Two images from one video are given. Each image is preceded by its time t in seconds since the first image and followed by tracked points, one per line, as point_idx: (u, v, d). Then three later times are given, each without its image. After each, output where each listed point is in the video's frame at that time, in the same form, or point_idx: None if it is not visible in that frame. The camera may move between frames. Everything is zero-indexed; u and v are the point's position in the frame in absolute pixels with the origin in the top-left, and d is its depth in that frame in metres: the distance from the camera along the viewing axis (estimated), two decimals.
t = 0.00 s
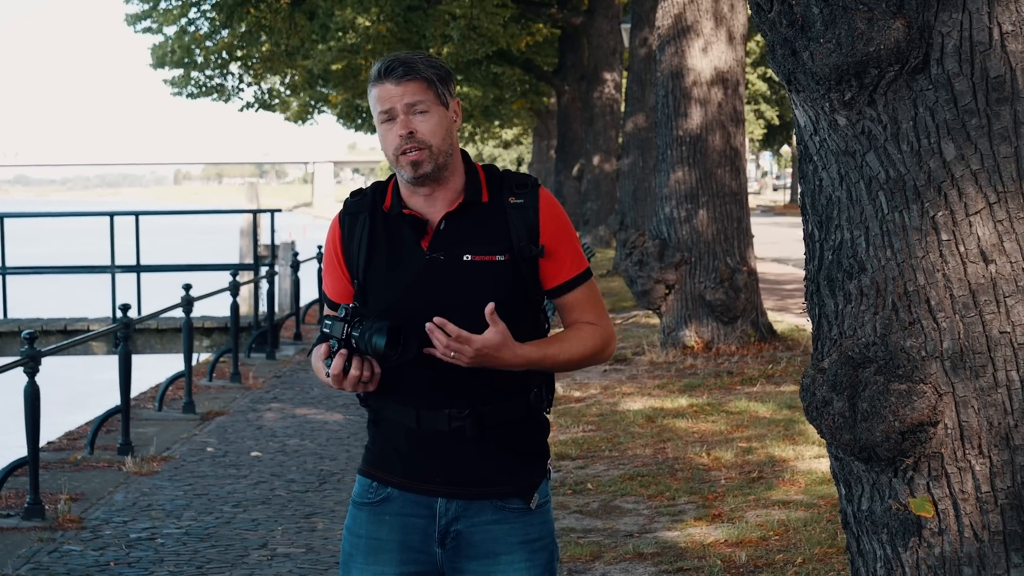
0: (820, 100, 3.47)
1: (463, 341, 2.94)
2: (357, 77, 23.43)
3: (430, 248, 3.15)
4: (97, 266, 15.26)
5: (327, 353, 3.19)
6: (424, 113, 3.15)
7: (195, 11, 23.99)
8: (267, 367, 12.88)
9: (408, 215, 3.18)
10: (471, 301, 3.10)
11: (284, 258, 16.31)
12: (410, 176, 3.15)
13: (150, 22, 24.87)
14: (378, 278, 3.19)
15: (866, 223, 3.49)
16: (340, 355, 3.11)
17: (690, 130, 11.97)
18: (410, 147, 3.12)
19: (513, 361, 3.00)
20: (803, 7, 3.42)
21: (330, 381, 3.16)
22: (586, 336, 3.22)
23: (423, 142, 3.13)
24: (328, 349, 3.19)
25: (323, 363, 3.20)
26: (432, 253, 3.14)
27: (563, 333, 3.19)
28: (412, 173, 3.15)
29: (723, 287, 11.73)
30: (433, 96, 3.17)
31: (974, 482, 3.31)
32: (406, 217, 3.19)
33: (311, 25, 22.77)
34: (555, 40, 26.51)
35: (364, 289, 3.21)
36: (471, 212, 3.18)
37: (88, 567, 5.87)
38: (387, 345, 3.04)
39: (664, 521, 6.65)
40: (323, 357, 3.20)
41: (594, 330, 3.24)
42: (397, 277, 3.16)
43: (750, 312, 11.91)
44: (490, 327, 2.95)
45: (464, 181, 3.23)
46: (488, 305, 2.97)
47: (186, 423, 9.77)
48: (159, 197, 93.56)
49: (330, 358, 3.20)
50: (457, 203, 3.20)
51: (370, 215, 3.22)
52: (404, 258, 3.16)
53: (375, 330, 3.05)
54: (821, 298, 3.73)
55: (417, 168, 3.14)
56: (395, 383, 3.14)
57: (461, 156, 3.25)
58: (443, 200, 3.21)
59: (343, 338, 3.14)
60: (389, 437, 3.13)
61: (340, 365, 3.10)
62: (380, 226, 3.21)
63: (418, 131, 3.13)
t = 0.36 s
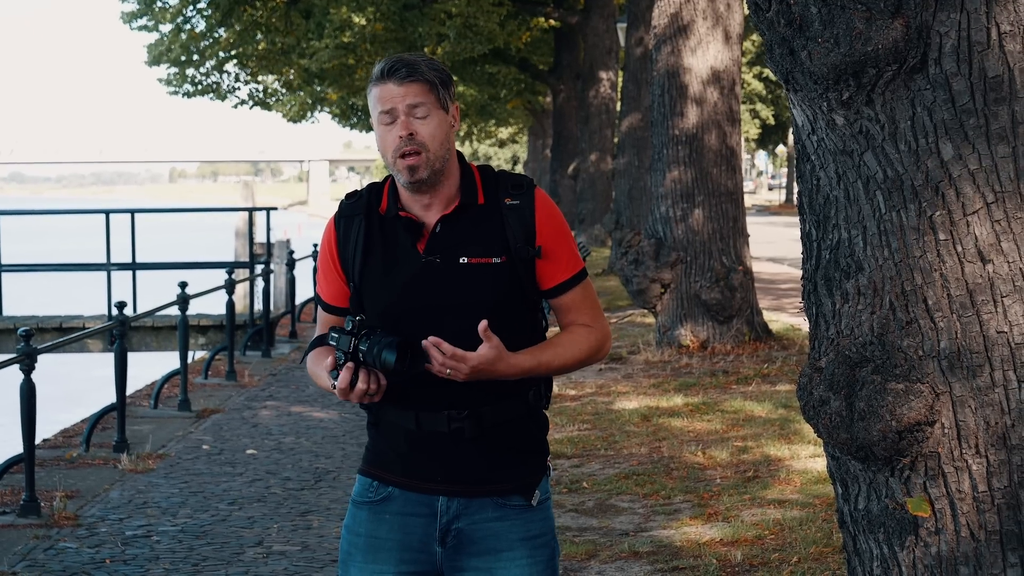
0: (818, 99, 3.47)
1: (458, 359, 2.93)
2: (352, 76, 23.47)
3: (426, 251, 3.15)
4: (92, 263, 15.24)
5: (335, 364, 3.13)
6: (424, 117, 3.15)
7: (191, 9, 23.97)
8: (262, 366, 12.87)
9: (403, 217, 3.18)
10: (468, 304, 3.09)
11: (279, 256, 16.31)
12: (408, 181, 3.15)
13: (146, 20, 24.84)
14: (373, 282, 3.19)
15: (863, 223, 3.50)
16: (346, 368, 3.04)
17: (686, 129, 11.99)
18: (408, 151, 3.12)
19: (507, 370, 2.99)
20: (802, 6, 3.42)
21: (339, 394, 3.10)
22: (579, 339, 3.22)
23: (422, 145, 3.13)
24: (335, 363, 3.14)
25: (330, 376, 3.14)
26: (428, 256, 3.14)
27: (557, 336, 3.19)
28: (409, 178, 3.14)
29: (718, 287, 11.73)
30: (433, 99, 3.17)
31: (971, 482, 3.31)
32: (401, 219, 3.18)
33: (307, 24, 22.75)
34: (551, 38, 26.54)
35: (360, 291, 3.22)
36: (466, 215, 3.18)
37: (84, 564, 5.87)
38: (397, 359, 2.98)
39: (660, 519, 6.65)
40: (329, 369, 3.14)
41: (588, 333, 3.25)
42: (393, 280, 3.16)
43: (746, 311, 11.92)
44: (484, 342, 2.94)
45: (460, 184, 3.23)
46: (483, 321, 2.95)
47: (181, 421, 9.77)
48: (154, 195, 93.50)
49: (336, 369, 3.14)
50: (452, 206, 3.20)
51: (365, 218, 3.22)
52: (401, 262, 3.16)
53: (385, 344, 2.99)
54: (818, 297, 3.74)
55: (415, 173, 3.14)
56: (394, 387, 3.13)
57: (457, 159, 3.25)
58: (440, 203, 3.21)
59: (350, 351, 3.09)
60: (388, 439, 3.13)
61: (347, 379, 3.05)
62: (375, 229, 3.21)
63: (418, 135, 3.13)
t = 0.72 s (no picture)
0: (816, 98, 3.47)
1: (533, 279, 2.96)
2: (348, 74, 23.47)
3: (429, 239, 3.14)
4: (88, 262, 15.23)
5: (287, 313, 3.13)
6: (446, 103, 3.18)
7: (188, 8, 23.96)
8: (258, 364, 12.86)
9: (407, 206, 3.17)
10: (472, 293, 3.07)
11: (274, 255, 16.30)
12: (421, 164, 3.16)
13: (142, 19, 24.83)
14: (373, 272, 3.15)
15: (861, 222, 3.50)
16: (295, 320, 3.06)
17: (682, 128, 11.96)
18: (427, 132, 3.14)
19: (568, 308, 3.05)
20: (800, 6, 3.41)
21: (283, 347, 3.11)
22: (619, 301, 3.19)
23: (441, 129, 3.14)
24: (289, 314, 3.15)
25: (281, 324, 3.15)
26: (432, 245, 3.13)
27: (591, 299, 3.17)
28: (423, 162, 3.15)
29: (714, 286, 11.75)
30: (454, 88, 3.22)
31: (968, 481, 3.32)
32: (405, 209, 3.18)
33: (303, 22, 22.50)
34: (547, 37, 26.51)
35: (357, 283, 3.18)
36: (469, 207, 3.18)
37: (80, 563, 5.86)
38: (343, 320, 2.99)
39: (655, 519, 6.66)
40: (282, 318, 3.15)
41: (622, 296, 3.21)
42: (394, 269, 3.13)
43: (741, 310, 11.93)
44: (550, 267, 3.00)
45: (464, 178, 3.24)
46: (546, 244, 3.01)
47: (177, 419, 9.75)
48: (150, 193, 93.42)
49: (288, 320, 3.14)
50: (457, 196, 3.20)
51: (367, 211, 3.20)
52: (403, 251, 3.14)
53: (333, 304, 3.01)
54: (815, 297, 3.74)
55: (430, 157, 3.15)
56: (393, 382, 3.10)
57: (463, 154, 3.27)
58: (444, 194, 3.21)
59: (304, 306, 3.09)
60: (386, 436, 3.11)
61: (295, 330, 3.06)
62: (377, 219, 3.20)
63: (440, 119, 3.15)
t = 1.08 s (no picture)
0: (814, 97, 3.47)
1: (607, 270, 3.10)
2: (344, 73, 23.46)
3: (435, 224, 3.14)
4: (84, 260, 15.22)
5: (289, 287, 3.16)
6: (483, 92, 3.24)
7: (184, 8, 23.96)
8: (254, 363, 12.85)
9: (417, 190, 3.17)
10: (475, 280, 3.07)
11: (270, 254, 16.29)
12: (451, 141, 3.18)
13: (138, 18, 24.82)
14: (377, 257, 3.15)
15: (860, 222, 3.50)
16: (294, 292, 3.10)
17: (679, 127, 11.94)
18: (461, 111, 3.18)
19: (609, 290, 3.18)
20: (799, 4, 3.41)
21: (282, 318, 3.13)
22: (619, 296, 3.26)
23: (476, 112, 3.20)
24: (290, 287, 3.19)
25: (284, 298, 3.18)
26: (437, 230, 3.13)
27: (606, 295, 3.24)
28: (454, 138, 3.18)
29: (711, 285, 11.75)
30: (490, 80, 3.28)
31: (966, 480, 3.32)
32: (415, 192, 3.18)
33: (299, 21, 22.58)
34: (542, 36, 26.49)
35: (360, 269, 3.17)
36: (477, 196, 3.19)
37: (77, 561, 5.85)
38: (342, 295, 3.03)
39: (652, 518, 6.66)
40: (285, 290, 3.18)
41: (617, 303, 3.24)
42: (399, 252, 3.13)
43: (738, 309, 11.93)
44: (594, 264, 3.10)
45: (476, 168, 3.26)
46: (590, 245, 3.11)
47: (173, 418, 9.74)
48: (145, 192, 93.34)
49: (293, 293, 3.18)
50: (466, 183, 3.22)
51: (373, 196, 3.20)
52: (409, 235, 3.14)
53: (334, 277, 3.05)
54: (814, 296, 3.74)
55: (460, 135, 3.18)
56: (392, 372, 3.09)
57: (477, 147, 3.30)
58: (455, 178, 3.23)
59: (306, 281, 3.13)
60: (382, 430, 3.10)
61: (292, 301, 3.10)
62: (383, 203, 3.19)
63: (476, 104, 3.21)
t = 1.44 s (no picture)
0: (813, 96, 3.47)
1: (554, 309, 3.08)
2: (340, 73, 23.47)
3: (444, 228, 3.12)
4: (81, 261, 15.21)
5: (344, 321, 3.04)
6: (491, 95, 3.20)
7: (180, 8, 23.96)
8: (251, 363, 12.85)
9: (424, 193, 3.14)
10: (485, 287, 3.08)
11: (267, 253, 16.29)
12: (460, 147, 3.15)
13: (135, 19, 24.81)
14: (383, 259, 3.13)
15: (859, 220, 3.50)
16: (358, 324, 2.97)
17: (676, 126, 11.95)
18: (470, 118, 3.14)
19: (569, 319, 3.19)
20: (797, 4, 3.42)
21: (344, 353, 3.02)
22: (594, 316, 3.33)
23: (485, 117, 3.16)
24: (345, 319, 3.04)
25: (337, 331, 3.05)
26: (445, 234, 3.11)
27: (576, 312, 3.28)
28: (463, 145, 3.15)
29: (707, 284, 11.75)
30: (498, 83, 3.24)
31: (966, 479, 3.32)
32: (422, 196, 3.14)
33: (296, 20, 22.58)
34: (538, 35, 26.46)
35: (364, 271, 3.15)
36: (485, 201, 3.17)
37: (75, 562, 5.85)
38: (412, 324, 2.95)
39: (651, 517, 6.66)
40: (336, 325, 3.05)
41: (597, 315, 3.34)
42: (405, 255, 3.11)
43: (735, 308, 11.93)
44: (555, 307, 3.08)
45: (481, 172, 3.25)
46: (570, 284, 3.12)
47: (171, 418, 9.73)
48: (142, 192, 93.32)
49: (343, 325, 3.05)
50: (473, 188, 3.20)
51: (376, 198, 3.16)
52: (417, 238, 3.12)
53: (401, 308, 2.96)
54: (813, 295, 3.74)
55: (468, 143, 3.15)
56: (398, 375, 3.08)
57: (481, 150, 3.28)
58: (462, 183, 3.20)
59: (363, 310, 3.02)
60: (383, 430, 3.08)
61: (356, 335, 2.98)
62: (388, 206, 3.15)
63: (485, 108, 3.17)
